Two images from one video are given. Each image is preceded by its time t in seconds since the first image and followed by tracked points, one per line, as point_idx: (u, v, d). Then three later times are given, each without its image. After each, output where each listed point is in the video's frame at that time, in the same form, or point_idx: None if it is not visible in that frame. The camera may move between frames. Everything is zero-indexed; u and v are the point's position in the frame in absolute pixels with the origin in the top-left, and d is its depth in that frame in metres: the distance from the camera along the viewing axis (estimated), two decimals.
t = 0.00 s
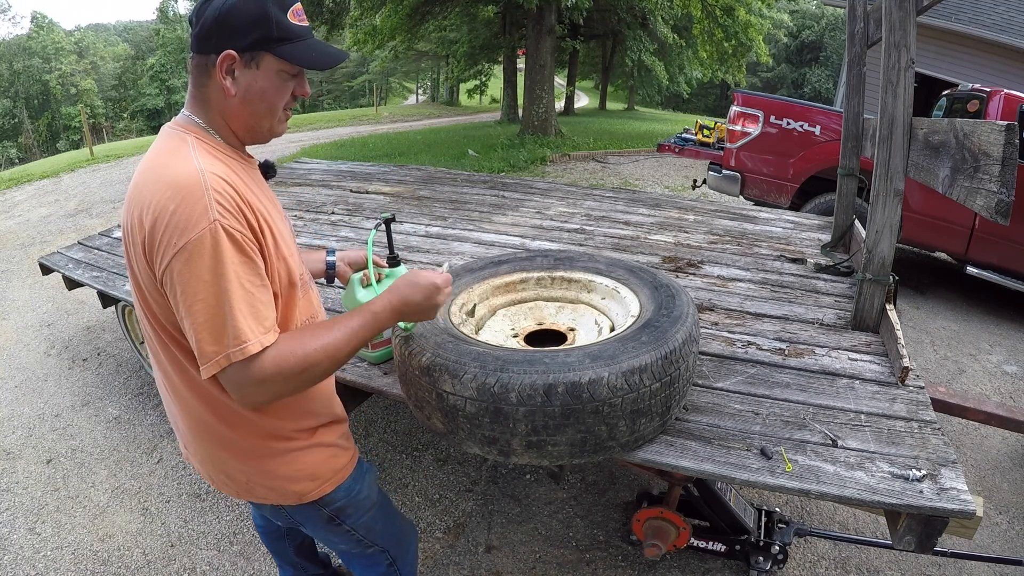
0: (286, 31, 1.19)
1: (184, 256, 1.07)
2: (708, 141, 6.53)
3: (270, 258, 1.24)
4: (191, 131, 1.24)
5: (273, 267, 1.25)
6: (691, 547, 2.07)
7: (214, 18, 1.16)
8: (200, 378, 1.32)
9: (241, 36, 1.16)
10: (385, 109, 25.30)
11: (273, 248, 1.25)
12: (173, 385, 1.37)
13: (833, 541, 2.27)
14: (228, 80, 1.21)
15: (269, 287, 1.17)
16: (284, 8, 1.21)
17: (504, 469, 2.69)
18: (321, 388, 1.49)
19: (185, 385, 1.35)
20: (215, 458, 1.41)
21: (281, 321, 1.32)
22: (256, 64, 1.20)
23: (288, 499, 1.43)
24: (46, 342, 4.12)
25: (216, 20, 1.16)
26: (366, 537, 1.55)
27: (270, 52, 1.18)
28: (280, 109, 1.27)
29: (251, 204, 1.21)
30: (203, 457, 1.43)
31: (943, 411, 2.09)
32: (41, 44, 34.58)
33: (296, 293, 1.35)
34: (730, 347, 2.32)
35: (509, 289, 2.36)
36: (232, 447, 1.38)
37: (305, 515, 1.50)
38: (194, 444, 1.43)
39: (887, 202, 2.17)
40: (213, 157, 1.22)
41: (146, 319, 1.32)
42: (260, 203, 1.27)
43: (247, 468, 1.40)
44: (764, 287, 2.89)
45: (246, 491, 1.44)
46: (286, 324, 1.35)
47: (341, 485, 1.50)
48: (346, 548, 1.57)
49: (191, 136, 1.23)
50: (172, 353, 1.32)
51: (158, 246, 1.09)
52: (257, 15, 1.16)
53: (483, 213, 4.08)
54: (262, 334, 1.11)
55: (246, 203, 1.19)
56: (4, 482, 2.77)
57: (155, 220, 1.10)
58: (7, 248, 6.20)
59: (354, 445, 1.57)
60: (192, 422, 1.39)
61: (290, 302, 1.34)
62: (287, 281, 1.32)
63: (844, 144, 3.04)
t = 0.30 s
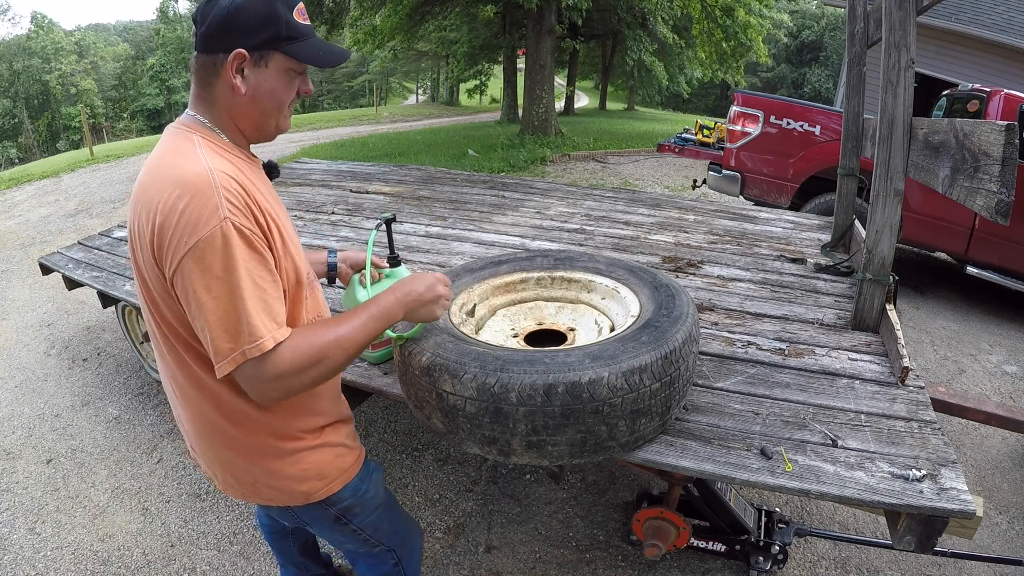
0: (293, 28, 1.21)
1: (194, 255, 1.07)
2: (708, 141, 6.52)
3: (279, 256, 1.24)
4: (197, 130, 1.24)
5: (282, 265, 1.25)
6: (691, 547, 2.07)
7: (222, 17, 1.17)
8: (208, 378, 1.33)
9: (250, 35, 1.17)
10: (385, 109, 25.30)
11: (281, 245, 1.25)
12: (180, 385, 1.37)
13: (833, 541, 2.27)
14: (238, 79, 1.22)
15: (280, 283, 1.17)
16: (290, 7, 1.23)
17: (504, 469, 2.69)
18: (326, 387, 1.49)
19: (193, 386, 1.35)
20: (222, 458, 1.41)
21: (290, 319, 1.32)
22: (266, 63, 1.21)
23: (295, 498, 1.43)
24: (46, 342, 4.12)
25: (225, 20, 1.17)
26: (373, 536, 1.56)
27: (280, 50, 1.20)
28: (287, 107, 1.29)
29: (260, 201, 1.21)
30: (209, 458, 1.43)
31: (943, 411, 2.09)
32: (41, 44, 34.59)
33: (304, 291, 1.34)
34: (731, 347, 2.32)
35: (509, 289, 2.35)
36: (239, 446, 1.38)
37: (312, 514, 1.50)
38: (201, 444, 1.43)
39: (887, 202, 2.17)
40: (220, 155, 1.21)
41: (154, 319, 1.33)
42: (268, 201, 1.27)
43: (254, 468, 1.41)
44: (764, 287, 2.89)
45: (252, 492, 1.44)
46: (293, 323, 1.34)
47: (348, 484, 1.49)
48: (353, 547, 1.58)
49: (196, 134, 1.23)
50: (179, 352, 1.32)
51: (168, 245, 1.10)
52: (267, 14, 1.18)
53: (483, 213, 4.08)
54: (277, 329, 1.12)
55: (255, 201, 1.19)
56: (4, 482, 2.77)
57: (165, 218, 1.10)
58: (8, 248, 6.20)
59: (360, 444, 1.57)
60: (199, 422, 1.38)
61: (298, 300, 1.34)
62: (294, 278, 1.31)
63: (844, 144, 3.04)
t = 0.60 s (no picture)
0: (310, 28, 1.25)
1: (234, 233, 1.09)
2: (708, 141, 6.52)
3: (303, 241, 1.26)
4: (212, 122, 1.26)
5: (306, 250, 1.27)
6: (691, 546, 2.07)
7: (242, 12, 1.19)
8: (219, 373, 1.32)
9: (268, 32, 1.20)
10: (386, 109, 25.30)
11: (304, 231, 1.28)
12: (189, 382, 1.37)
13: (833, 541, 2.27)
14: (255, 73, 1.24)
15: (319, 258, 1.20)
16: (307, 6, 1.27)
17: (504, 469, 2.69)
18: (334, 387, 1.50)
19: (203, 382, 1.35)
20: (227, 456, 1.41)
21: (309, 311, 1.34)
22: (283, 58, 1.24)
23: (300, 497, 1.43)
24: (46, 342, 4.12)
25: (245, 15, 1.19)
26: (377, 537, 1.56)
27: (298, 47, 1.24)
28: (301, 103, 1.32)
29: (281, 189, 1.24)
30: (213, 455, 1.43)
31: (943, 411, 2.09)
32: (41, 44, 34.61)
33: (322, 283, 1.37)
34: (730, 347, 2.32)
35: (509, 289, 2.35)
36: (247, 444, 1.38)
37: (315, 514, 1.50)
38: (207, 442, 1.42)
39: (887, 201, 2.17)
40: (237, 145, 1.23)
41: (164, 314, 1.33)
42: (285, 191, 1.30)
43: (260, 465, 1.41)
44: (764, 287, 2.89)
45: (256, 490, 1.44)
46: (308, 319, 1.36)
47: (353, 484, 1.49)
48: (355, 547, 1.58)
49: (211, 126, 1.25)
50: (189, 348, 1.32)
51: (205, 227, 1.11)
52: (285, 11, 1.22)
53: (483, 213, 4.08)
54: (336, 286, 1.14)
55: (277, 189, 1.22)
56: (4, 482, 2.77)
57: (195, 204, 1.12)
58: (8, 248, 6.20)
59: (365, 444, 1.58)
60: (207, 419, 1.38)
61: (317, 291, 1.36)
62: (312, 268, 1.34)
63: (844, 144, 3.04)
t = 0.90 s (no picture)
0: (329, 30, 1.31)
1: (273, 217, 1.13)
2: (708, 141, 6.53)
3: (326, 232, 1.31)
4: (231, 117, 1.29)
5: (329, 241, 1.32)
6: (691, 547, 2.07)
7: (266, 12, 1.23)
8: (240, 366, 1.33)
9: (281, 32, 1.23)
10: (386, 109, 25.31)
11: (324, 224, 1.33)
12: (206, 379, 1.36)
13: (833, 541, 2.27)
14: (275, 71, 1.28)
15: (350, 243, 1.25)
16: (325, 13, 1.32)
17: (504, 469, 2.69)
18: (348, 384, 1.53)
19: (221, 377, 1.34)
20: (242, 455, 1.40)
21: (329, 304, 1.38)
22: (302, 58, 1.29)
23: (317, 493, 1.43)
24: (46, 342, 4.12)
25: (268, 15, 1.23)
26: (388, 531, 1.57)
27: (316, 49, 1.29)
28: (314, 103, 1.37)
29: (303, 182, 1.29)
30: (224, 456, 1.42)
31: (943, 411, 2.09)
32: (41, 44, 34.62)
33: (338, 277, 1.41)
34: (730, 347, 2.32)
35: (509, 289, 2.35)
36: (264, 442, 1.38)
37: (330, 509, 1.51)
38: (220, 443, 1.40)
39: (887, 202, 2.17)
40: (258, 138, 1.27)
41: (182, 309, 1.33)
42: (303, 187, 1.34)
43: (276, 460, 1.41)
44: (764, 287, 2.89)
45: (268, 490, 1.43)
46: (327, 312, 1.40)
47: (367, 478, 1.51)
48: (366, 542, 1.58)
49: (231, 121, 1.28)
50: (209, 341, 1.32)
51: (242, 211, 1.14)
52: (306, 14, 1.27)
53: (483, 213, 4.08)
54: (373, 263, 1.20)
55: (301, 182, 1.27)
56: (4, 482, 2.77)
57: (229, 192, 1.15)
58: (8, 248, 6.20)
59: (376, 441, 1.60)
60: (223, 417, 1.37)
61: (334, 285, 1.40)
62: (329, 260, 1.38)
63: (844, 144, 3.04)
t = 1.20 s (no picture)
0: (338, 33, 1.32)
1: (273, 208, 1.14)
2: (708, 141, 6.52)
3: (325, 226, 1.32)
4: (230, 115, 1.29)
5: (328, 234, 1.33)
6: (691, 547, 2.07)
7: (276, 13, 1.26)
8: (244, 362, 1.33)
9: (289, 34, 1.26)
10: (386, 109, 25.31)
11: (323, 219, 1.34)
12: (209, 376, 1.36)
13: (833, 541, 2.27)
14: (280, 72, 1.30)
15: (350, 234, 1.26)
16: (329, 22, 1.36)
17: (504, 469, 2.69)
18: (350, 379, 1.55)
19: (225, 374, 1.35)
20: (247, 452, 1.41)
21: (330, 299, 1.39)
22: (305, 62, 1.32)
23: (320, 488, 1.45)
24: (46, 342, 4.12)
25: (278, 17, 1.26)
26: (389, 525, 1.57)
27: (318, 54, 1.32)
28: (308, 104, 1.40)
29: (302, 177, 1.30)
30: (226, 451, 1.42)
31: (943, 411, 2.09)
32: (41, 44, 34.64)
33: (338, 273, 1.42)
34: (730, 347, 2.32)
35: (509, 289, 2.35)
36: (269, 437, 1.40)
37: (330, 503, 1.52)
38: (225, 441, 1.41)
39: (887, 201, 2.17)
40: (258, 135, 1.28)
41: (184, 304, 1.33)
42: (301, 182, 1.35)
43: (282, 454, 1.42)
44: (764, 287, 2.89)
45: (270, 485, 1.44)
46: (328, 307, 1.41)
47: (368, 472, 1.53)
48: (367, 538, 1.58)
49: (230, 118, 1.28)
50: (210, 336, 1.33)
51: (245, 204, 1.15)
52: (313, 19, 1.31)
53: (483, 213, 4.08)
54: (375, 251, 1.21)
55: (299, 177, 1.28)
56: (4, 482, 2.77)
57: (229, 185, 1.16)
58: (8, 248, 6.20)
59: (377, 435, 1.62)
60: (228, 414, 1.38)
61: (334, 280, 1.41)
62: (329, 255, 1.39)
63: (844, 144, 3.04)
